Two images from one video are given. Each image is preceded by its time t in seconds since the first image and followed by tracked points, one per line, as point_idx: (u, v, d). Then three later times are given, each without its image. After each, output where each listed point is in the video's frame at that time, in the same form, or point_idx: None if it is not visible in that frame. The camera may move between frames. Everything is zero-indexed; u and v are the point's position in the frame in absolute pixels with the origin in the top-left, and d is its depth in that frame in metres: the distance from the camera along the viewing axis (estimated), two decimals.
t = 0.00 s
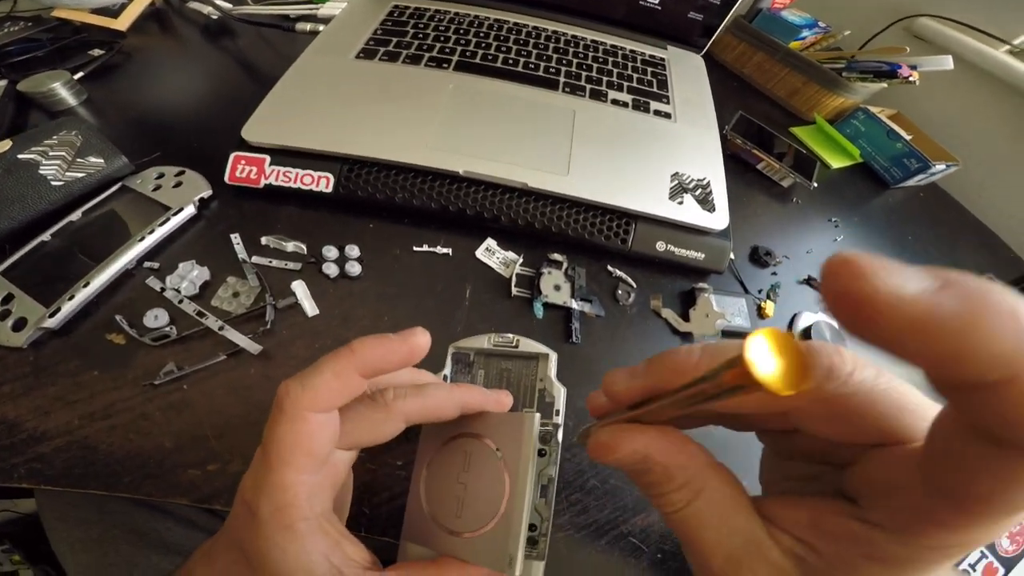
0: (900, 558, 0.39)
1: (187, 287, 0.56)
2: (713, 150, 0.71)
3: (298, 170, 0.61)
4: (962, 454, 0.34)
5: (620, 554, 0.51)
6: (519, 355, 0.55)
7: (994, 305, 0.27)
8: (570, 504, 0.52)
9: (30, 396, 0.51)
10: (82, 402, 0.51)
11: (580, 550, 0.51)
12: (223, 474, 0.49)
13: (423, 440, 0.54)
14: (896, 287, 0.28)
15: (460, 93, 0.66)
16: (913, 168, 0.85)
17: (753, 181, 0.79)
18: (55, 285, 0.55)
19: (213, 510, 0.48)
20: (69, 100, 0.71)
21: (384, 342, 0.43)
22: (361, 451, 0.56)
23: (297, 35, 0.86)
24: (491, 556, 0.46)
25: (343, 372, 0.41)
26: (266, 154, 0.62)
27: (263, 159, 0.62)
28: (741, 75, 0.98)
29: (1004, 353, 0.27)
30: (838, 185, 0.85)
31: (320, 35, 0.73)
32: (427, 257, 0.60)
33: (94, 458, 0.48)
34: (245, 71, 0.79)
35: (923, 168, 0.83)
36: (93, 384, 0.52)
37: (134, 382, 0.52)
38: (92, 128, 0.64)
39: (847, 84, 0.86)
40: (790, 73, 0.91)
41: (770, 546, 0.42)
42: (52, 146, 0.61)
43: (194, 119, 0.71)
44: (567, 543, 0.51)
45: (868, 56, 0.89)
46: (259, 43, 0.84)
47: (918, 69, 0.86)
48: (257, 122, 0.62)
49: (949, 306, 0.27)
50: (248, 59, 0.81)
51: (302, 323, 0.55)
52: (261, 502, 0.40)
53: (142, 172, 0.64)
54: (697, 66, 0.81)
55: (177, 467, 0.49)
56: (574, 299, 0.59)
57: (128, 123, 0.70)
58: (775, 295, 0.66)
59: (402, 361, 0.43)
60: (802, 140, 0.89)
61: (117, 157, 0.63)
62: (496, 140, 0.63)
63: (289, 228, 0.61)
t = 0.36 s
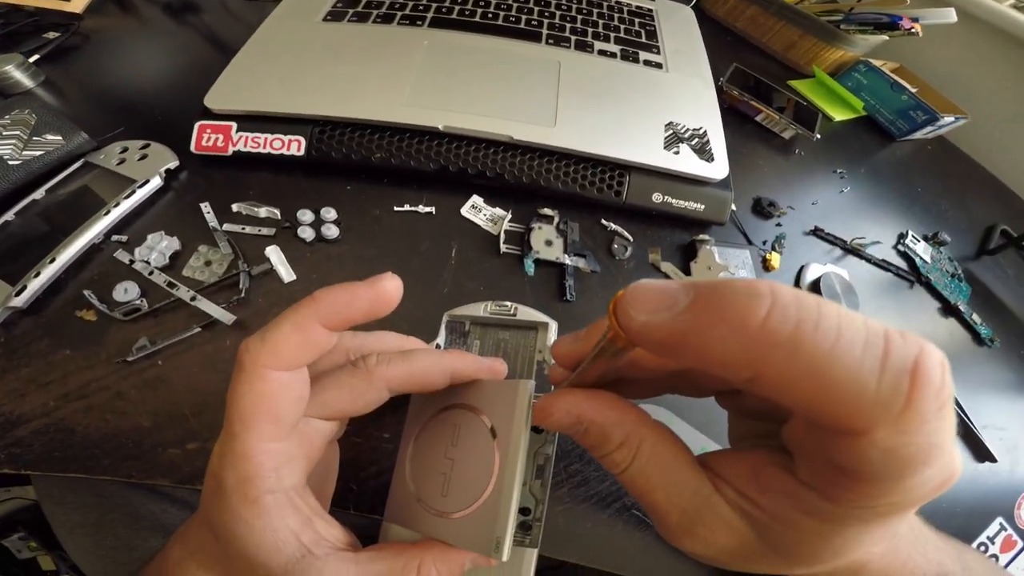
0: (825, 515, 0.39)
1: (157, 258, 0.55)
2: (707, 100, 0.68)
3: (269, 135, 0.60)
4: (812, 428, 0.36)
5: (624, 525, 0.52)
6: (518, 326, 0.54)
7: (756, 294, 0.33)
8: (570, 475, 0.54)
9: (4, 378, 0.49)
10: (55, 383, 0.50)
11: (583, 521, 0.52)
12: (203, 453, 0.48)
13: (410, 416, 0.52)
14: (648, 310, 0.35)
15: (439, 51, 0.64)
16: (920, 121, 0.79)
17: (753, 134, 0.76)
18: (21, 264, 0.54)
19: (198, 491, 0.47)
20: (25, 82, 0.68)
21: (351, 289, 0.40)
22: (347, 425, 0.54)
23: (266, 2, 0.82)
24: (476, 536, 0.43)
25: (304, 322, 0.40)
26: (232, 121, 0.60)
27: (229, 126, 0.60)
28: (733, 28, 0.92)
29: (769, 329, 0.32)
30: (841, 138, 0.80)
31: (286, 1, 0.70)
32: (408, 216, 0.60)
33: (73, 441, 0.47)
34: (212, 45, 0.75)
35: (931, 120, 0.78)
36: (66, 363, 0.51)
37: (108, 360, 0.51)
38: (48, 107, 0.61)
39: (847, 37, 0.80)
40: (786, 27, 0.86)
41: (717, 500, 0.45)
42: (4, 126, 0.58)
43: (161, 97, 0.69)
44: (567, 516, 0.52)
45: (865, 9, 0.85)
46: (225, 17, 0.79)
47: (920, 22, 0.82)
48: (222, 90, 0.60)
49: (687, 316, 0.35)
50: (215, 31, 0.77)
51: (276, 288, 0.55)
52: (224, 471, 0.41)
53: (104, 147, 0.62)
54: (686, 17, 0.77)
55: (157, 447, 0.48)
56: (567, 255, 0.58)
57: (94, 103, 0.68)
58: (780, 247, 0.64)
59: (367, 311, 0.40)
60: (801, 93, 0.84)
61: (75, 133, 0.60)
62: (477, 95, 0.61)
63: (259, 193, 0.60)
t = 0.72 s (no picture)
0: (835, 495, 0.37)
1: (162, 236, 0.57)
2: (714, 75, 0.69)
3: (271, 114, 0.62)
4: (822, 405, 0.35)
5: (633, 506, 0.51)
6: (528, 304, 0.53)
7: (762, 262, 0.31)
8: (578, 454, 0.53)
9: (12, 359, 0.50)
10: (62, 362, 0.50)
11: (592, 500, 0.51)
12: (209, 433, 0.48)
13: (415, 394, 0.51)
14: (648, 278, 0.34)
15: (445, 29, 0.66)
16: (930, 98, 0.77)
17: (761, 111, 0.76)
18: (30, 246, 0.55)
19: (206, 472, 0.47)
20: (27, 66, 0.69)
21: (348, 263, 0.39)
22: (353, 404, 0.53)
23: None
24: (482, 518, 0.41)
25: (302, 297, 0.39)
26: (235, 100, 0.62)
27: (232, 105, 0.62)
28: (739, 6, 0.89)
29: (773, 300, 0.31)
30: (851, 115, 0.79)
31: None
32: (413, 192, 0.62)
33: (81, 422, 0.47)
34: (217, 29, 0.76)
35: (943, 97, 0.76)
36: (72, 342, 0.51)
37: (113, 339, 0.52)
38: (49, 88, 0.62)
39: (856, 16, 0.79)
40: (792, 5, 0.83)
41: (726, 475, 0.42)
42: (8, 108, 0.59)
43: (165, 82, 0.69)
44: (576, 496, 0.51)
45: None
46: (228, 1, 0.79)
47: None
48: (224, 67, 0.62)
49: (688, 284, 0.33)
50: (219, 16, 0.77)
51: (282, 264, 0.57)
52: (226, 452, 0.40)
53: (108, 128, 0.63)
54: None
55: (163, 428, 0.48)
56: (573, 231, 0.60)
57: (97, 88, 0.69)
58: (790, 221, 0.66)
59: (366, 285, 0.39)
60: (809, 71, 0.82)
61: (79, 115, 0.61)
62: (482, 71, 0.63)
63: (263, 170, 0.62)
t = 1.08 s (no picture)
0: (845, 488, 0.36)
1: (170, 222, 0.58)
2: (721, 58, 0.68)
3: (277, 101, 0.62)
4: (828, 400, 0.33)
5: (641, 493, 0.50)
6: (539, 293, 0.53)
7: (754, 259, 0.29)
8: (585, 441, 0.53)
9: (22, 346, 0.50)
10: (72, 349, 0.50)
11: (599, 487, 0.51)
12: (218, 420, 0.48)
13: (421, 380, 0.51)
14: (634, 279, 0.32)
15: (450, 15, 0.67)
16: (941, 83, 0.76)
17: (768, 97, 0.75)
18: (38, 232, 0.55)
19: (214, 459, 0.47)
20: (34, 56, 0.70)
21: (355, 253, 0.37)
22: (361, 391, 0.53)
23: None
24: (483, 509, 0.40)
25: (308, 288, 0.38)
26: (241, 88, 0.63)
27: (238, 92, 0.63)
28: None
29: (768, 301, 0.29)
30: (861, 100, 0.78)
31: None
32: (419, 177, 0.63)
33: (91, 410, 0.48)
34: (224, 20, 0.76)
35: (952, 83, 0.75)
36: (82, 329, 0.52)
37: (122, 325, 0.52)
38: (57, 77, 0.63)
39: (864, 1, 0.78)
40: None
41: (733, 468, 0.41)
42: (16, 97, 0.60)
43: (172, 71, 0.70)
44: (583, 483, 0.51)
45: None
46: None
47: None
48: (228, 54, 0.63)
49: (677, 284, 0.31)
50: (225, 5, 0.78)
51: (289, 250, 0.57)
52: (232, 443, 0.41)
53: (115, 116, 0.64)
54: None
55: (173, 415, 0.48)
56: (580, 215, 0.60)
57: (105, 78, 0.69)
58: (799, 205, 0.65)
59: (373, 276, 0.37)
60: (817, 57, 0.81)
61: (86, 103, 0.62)
62: (487, 57, 0.63)
63: (270, 157, 0.63)
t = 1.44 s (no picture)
0: (861, 474, 0.36)
1: (180, 215, 0.58)
2: (726, 53, 0.68)
3: (286, 96, 0.63)
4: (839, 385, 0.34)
5: (646, 486, 0.50)
6: (548, 290, 0.53)
7: (761, 244, 0.30)
8: (592, 433, 0.53)
9: (35, 338, 0.51)
10: (84, 341, 0.51)
11: (605, 480, 0.51)
12: (227, 412, 0.49)
13: (426, 379, 0.50)
14: (644, 270, 0.31)
15: (457, 10, 0.67)
16: (946, 78, 0.76)
17: (773, 91, 0.75)
18: (50, 227, 0.56)
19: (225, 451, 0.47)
20: (46, 51, 0.71)
21: (369, 250, 0.38)
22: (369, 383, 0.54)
23: None
24: (492, 508, 0.41)
25: (322, 286, 0.38)
26: (250, 83, 0.63)
27: (248, 88, 0.64)
28: None
29: (777, 285, 0.29)
30: (867, 94, 0.78)
31: None
32: (427, 171, 0.63)
33: (103, 401, 0.48)
34: (232, 16, 0.77)
35: (958, 77, 0.75)
36: (94, 321, 0.52)
37: (134, 317, 0.53)
38: (69, 73, 0.64)
39: None
40: None
41: (746, 458, 0.41)
42: (29, 92, 0.61)
43: (181, 67, 0.71)
44: (589, 476, 0.51)
45: None
46: None
47: None
48: (237, 50, 0.63)
49: (686, 275, 0.31)
50: (233, 2, 0.78)
51: (298, 244, 0.58)
52: (244, 439, 0.41)
53: (126, 111, 0.65)
54: None
55: (184, 406, 0.49)
56: (586, 209, 0.61)
57: (115, 73, 0.70)
58: (805, 199, 0.65)
59: (386, 273, 0.38)
60: (823, 51, 0.81)
61: (98, 98, 0.63)
62: (493, 52, 0.64)
63: (279, 152, 0.63)
